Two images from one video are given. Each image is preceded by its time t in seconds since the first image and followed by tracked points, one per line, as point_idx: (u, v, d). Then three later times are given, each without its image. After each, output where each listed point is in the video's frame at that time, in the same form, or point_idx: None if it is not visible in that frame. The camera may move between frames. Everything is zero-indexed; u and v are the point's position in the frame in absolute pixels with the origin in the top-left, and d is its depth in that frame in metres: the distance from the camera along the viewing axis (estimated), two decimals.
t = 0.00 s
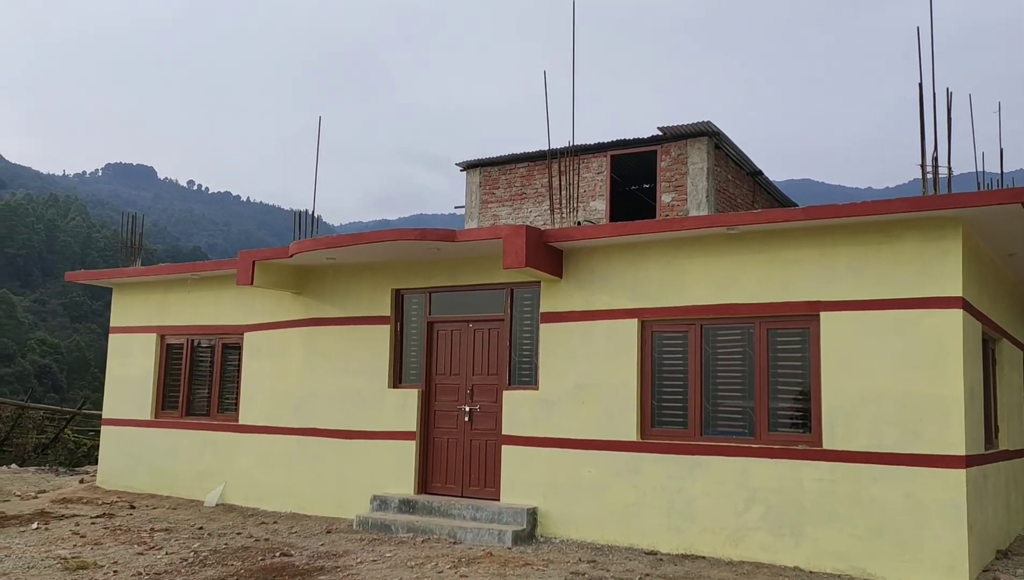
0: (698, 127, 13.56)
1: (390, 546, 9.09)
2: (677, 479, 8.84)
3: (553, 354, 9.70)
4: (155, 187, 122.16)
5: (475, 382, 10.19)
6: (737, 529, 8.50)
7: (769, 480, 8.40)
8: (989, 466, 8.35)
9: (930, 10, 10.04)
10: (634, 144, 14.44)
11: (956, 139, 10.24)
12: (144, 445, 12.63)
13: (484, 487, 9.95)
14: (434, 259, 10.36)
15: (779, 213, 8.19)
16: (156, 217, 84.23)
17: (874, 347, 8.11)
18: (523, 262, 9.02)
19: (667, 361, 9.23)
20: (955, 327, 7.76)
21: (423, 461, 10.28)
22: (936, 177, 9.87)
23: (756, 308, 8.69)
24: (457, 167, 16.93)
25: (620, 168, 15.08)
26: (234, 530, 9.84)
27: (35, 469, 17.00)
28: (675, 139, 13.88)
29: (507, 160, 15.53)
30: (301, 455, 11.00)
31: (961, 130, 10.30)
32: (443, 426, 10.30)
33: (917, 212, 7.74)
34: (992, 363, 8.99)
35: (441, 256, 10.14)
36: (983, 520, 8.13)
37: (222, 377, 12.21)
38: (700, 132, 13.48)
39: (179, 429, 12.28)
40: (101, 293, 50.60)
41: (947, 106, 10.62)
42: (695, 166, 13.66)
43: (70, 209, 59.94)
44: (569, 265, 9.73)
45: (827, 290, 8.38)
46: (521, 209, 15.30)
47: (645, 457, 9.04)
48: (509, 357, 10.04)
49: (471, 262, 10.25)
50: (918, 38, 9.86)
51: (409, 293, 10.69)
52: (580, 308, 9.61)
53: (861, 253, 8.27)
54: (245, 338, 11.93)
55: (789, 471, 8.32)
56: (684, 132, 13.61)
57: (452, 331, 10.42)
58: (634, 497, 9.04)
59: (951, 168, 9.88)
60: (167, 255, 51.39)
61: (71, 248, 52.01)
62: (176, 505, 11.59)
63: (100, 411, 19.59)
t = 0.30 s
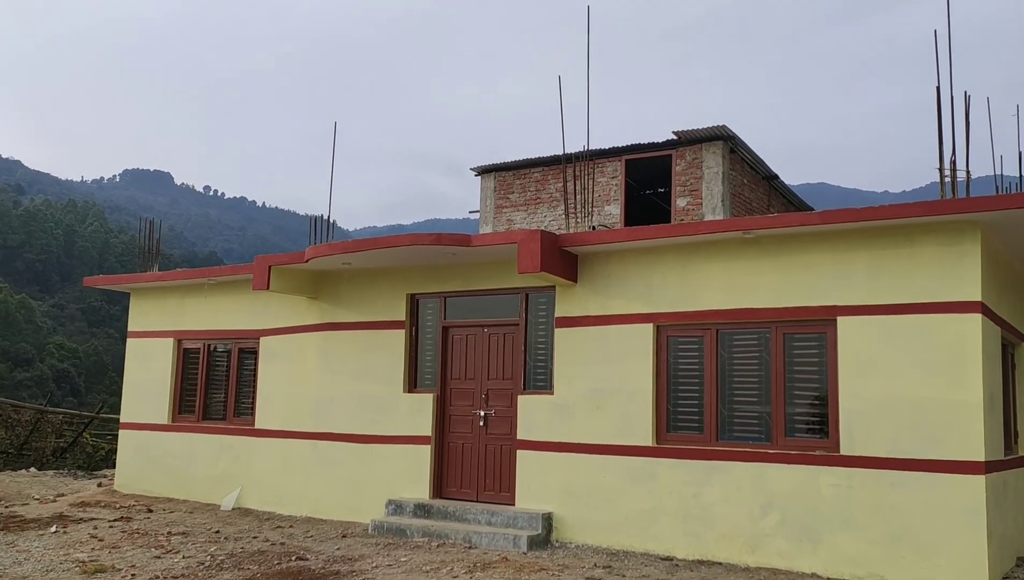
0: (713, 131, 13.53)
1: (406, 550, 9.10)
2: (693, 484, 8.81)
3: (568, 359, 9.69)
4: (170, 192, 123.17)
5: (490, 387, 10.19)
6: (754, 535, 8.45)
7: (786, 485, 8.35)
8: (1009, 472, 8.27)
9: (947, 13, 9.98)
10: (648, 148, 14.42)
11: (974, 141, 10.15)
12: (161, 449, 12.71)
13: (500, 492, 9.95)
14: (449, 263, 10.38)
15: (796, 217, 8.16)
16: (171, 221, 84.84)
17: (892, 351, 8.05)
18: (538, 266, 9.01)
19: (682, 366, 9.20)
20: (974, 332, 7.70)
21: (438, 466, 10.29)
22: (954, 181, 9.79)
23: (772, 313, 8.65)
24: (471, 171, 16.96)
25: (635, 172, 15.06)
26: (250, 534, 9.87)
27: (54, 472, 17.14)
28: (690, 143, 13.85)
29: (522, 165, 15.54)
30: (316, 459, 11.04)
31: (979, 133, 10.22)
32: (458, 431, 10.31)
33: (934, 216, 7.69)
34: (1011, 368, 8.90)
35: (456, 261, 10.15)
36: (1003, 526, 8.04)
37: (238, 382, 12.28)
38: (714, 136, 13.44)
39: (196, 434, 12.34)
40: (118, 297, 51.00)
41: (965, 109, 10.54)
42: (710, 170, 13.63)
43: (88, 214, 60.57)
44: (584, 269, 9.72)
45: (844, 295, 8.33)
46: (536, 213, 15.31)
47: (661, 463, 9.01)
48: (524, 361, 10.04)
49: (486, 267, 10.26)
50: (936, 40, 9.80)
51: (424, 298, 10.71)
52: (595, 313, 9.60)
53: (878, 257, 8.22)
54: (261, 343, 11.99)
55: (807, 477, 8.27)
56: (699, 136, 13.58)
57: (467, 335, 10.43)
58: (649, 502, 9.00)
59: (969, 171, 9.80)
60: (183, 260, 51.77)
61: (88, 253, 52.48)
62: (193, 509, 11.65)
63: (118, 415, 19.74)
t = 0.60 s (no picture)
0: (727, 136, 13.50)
1: (420, 555, 9.10)
2: (709, 490, 8.76)
3: (583, 364, 9.68)
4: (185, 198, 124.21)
5: (504, 392, 10.19)
6: (770, 541, 8.40)
7: (803, 491, 8.29)
8: None
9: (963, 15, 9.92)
10: (663, 153, 14.40)
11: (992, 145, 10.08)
12: (177, 454, 12.78)
13: (515, 497, 9.94)
14: (463, 268, 10.40)
15: (811, 221, 8.12)
16: (186, 228, 85.44)
17: (910, 357, 7.99)
18: (553, 272, 9.01)
19: (698, 371, 9.17)
20: (992, 337, 7.63)
21: (453, 470, 10.29)
22: (971, 185, 9.72)
23: (789, 318, 8.61)
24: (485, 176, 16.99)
25: (649, 177, 15.04)
26: (266, 539, 9.90)
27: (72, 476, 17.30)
28: (704, 148, 13.83)
29: (536, 170, 15.55)
30: (331, 464, 11.07)
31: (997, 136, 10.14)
32: (472, 436, 10.31)
33: (951, 221, 7.63)
34: None
35: (470, 265, 10.17)
36: None
37: (254, 386, 12.33)
38: (729, 141, 13.40)
39: (211, 438, 12.40)
40: (134, 303, 51.38)
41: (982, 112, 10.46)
42: (725, 174, 13.60)
43: (105, 220, 61.18)
44: (598, 274, 9.71)
45: (861, 300, 8.28)
46: (549, 218, 15.32)
47: (676, 468, 8.97)
48: (538, 366, 10.03)
49: (501, 271, 10.26)
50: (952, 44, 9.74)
51: (438, 303, 10.73)
52: (610, 318, 9.58)
53: (895, 262, 8.16)
54: (276, 348, 12.04)
55: (824, 483, 8.20)
56: (713, 141, 13.56)
57: (481, 340, 10.44)
58: (665, 508, 8.96)
59: (987, 175, 9.73)
60: (200, 266, 52.17)
61: (105, 258, 52.92)
62: (209, 513, 11.71)
63: (135, 420, 19.86)
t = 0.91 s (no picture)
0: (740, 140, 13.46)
1: (433, 560, 9.09)
2: (723, 495, 8.72)
3: (596, 369, 9.66)
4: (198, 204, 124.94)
5: (517, 397, 10.19)
6: (785, 547, 8.35)
7: (818, 497, 8.24)
8: None
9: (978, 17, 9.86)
10: (675, 157, 14.38)
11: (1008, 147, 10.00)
12: (191, 458, 12.84)
13: (527, 502, 9.92)
14: (475, 273, 10.41)
15: (825, 225, 8.07)
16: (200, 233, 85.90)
17: (925, 361, 7.93)
18: (565, 276, 9.00)
19: (711, 376, 9.14)
20: (1009, 341, 7.57)
21: (465, 475, 10.29)
22: (987, 187, 9.65)
23: (802, 322, 8.56)
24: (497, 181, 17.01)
25: (661, 181, 15.02)
26: (279, 543, 9.93)
27: (87, 480, 17.41)
28: (717, 152, 13.79)
29: (549, 174, 15.55)
30: (344, 469, 11.09)
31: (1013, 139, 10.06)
32: (485, 440, 10.30)
33: (967, 224, 7.57)
34: None
35: (483, 270, 10.18)
36: None
37: (267, 391, 12.38)
38: (742, 144, 13.37)
39: (225, 442, 12.45)
40: (149, 308, 51.69)
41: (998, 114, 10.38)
42: (738, 178, 13.56)
43: (120, 226, 61.61)
44: (611, 278, 9.69)
45: (876, 304, 8.23)
46: (562, 222, 15.31)
47: (689, 473, 8.93)
48: (551, 370, 10.02)
49: (513, 276, 10.27)
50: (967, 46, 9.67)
51: (451, 308, 10.74)
52: (623, 322, 9.57)
53: (910, 266, 8.11)
54: (289, 352, 12.08)
55: (839, 488, 8.15)
56: (726, 145, 13.52)
57: (494, 345, 10.44)
58: (679, 513, 8.92)
59: (1003, 178, 9.65)
60: (213, 271, 52.40)
61: (120, 264, 53.29)
62: (223, 518, 11.75)
63: (149, 424, 19.96)
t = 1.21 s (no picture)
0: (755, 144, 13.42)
1: (447, 566, 9.09)
2: (738, 501, 8.67)
3: (610, 375, 9.64)
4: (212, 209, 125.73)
5: (531, 402, 10.18)
6: (801, 554, 8.29)
7: (834, 503, 8.18)
8: None
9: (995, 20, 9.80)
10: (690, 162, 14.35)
11: None
12: (206, 463, 12.90)
13: (542, 507, 9.90)
14: (489, 278, 10.42)
15: (841, 230, 8.03)
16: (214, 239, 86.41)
17: (942, 367, 7.86)
18: (579, 281, 8.99)
19: (726, 381, 9.10)
20: None
21: (479, 480, 10.28)
22: (1005, 192, 9.57)
23: (818, 328, 8.52)
24: (511, 186, 17.02)
25: (675, 186, 15.00)
26: (294, 548, 9.96)
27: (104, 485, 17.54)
28: (731, 156, 13.76)
29: (562, 180, 15.56)
30: (359, 474, 11.11)
31: None
32: (499, 446, 10.30)
33: (985, 229, 7.51)
34: None
35: (497, 275, 10.18)
36: None
37: (282, 396, 12.42)
38: (757, 149, 13.33)
39: (240, 447, 12.50)
40: (164, 313, 52.02)
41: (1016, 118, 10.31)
42: (752, 183, 13.52)
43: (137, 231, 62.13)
44: (625, 284, 9.68)
45: (892, 309, 8.17)
46: (576, 228, 15.31)
47: (704, 479, 8.89)
48: (565, 376, 10.01)
49: (527, 281, 10.27)
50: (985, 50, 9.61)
51: (465, 313, 10.75)
52: (637, 328, 9.55)
53: (926, 271, 8.05)
54: (304, 357, 12.13)
55: (855, 495, 8.09)
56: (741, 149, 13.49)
57: (508, 350, 10.44)
58: (694, 519, 8.87)
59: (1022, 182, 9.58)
60: (228, 276, 52.68)
61: (137, 269, 53.67)
62: (238, 522, 11.79)
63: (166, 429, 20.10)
